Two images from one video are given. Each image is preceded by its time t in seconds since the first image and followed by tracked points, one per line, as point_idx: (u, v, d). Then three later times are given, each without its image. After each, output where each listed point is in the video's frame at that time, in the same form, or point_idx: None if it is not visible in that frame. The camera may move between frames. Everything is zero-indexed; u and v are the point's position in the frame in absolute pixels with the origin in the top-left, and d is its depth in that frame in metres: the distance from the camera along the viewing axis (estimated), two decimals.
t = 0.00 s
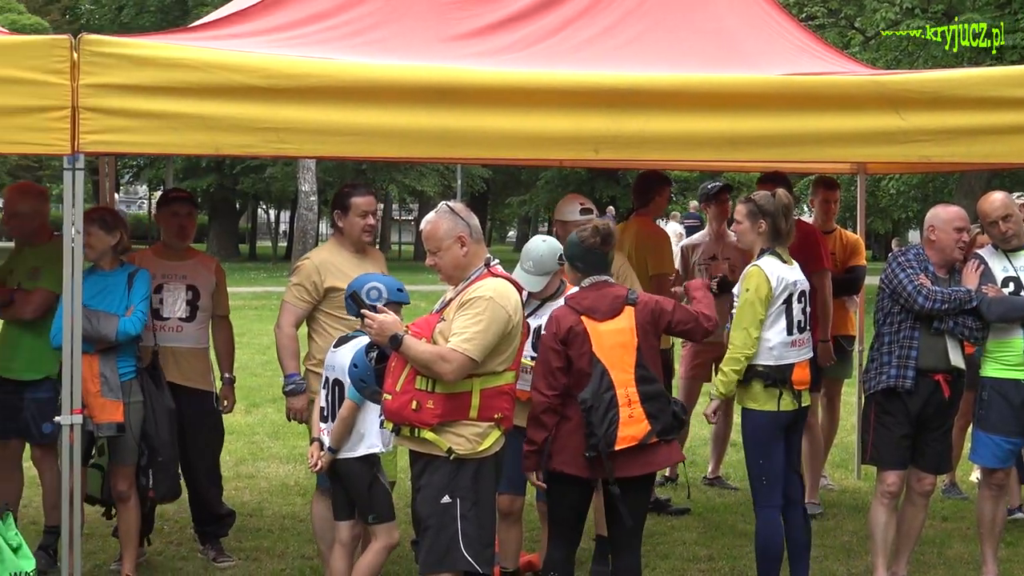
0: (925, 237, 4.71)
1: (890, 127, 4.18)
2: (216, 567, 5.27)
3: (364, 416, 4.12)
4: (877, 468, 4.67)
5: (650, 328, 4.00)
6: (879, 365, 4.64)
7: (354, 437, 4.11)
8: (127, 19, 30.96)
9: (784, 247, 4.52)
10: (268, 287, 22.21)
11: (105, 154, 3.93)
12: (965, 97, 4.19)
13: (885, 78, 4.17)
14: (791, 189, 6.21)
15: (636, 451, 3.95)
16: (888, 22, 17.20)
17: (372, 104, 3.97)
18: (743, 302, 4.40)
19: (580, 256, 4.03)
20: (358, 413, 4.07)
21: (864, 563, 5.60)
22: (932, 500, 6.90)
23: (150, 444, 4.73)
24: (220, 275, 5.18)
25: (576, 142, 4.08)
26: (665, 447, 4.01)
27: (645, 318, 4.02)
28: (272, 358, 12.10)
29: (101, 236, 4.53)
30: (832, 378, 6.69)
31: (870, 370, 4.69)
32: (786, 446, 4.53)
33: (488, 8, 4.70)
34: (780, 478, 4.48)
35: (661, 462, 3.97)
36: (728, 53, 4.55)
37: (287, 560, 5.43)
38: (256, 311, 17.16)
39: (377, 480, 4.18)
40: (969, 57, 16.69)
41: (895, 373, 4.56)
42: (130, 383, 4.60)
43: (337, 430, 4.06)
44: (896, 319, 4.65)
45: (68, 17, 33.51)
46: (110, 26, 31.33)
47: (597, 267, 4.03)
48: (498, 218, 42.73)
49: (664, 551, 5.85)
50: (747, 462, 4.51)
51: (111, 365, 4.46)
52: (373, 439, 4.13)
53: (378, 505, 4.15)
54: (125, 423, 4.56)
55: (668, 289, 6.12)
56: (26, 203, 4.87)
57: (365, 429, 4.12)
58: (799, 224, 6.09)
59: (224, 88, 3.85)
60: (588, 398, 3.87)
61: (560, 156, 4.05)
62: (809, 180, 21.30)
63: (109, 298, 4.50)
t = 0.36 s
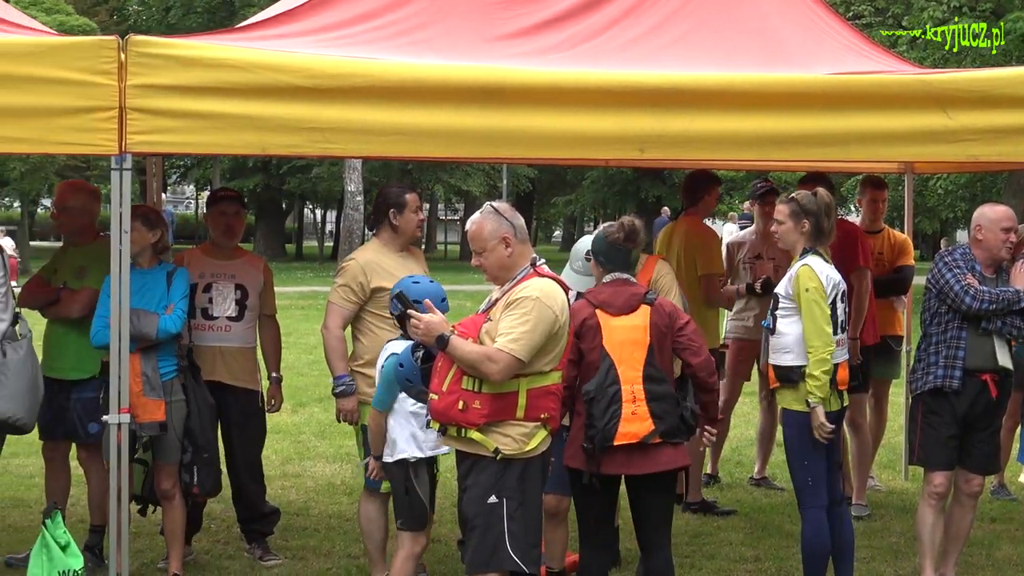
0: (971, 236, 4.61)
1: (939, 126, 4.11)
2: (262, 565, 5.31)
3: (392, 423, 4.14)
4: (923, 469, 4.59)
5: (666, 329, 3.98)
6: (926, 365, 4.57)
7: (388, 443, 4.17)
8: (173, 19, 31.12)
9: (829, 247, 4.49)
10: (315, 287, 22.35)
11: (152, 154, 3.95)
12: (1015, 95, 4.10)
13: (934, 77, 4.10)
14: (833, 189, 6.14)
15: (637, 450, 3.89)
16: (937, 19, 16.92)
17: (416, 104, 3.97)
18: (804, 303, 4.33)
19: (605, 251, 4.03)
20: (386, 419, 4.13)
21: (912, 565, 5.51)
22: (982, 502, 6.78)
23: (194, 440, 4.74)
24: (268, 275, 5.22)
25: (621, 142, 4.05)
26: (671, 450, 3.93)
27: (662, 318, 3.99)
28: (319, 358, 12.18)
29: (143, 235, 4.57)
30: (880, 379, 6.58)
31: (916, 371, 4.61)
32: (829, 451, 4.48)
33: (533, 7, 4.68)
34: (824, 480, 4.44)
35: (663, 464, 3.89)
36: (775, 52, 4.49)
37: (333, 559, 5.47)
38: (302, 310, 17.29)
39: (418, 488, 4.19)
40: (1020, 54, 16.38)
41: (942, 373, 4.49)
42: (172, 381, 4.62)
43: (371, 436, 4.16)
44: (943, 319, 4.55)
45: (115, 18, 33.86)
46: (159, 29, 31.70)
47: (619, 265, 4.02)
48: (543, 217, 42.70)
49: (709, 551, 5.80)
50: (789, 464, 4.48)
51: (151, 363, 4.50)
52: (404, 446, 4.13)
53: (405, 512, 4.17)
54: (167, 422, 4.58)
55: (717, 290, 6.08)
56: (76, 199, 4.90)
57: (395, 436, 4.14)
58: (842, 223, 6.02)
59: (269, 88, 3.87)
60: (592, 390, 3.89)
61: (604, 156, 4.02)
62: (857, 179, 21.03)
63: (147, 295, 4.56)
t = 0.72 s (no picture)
0: None
1: (1001, 126, 4.03)
2: (319, 565, 5.34)
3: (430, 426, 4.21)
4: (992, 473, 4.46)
5: (692, 331, 4.08)
6: (989, 368, 4.45)
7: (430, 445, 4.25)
8: (231, 19, 31.36)
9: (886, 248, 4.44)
10: (372, 287, 22.46)
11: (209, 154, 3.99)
12: None
13: (995, 75, 4.03)
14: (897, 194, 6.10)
15: (654, 449, 3.93)
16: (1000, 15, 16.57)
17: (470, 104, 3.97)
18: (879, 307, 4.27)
19: (641, 250, 4.16)
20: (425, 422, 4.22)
21: (973, 567, 5.39)
22: None
23: (251, 439, 4.80)
24: (326, 275, 5.25)
25: (678, 141, 4.02)
26: (690, 450, 3.95)
27: (688, 319, 4.08)
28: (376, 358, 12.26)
29: (198, 237, 4.63)
30: (939, 379, 6.45)
31: (978, 373, 4.50)
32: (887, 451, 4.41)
33: (590, 7, 4.66)
34: (882, 482, 4.36)
35: (678, 464, 3.92)
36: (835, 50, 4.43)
37: (390, 558, 5.50)
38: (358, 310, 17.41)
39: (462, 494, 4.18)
40: None
41: (1009, 376, 4.37)
42: (227, 382, 4.68)
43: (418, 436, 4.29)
44: (1005, 322, 4.45)
45: (173, 18, 34.22)
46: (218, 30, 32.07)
47: (655, 265, 4.14)
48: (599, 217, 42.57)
49: (767, 553, 5.72)
50: (847, 465, 4.40)
51: (207, 364, 4.55)
52: (435, 450, 4.18)
53: (450, 514, 4.19)
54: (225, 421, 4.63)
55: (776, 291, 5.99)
56: (133, 198, 4.98)
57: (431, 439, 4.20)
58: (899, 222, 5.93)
59: (327, 89, 3.88)
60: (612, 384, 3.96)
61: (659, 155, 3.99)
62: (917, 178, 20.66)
63: (203, 294, 4.63)
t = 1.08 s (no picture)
0: None
1: None
2: (384, 565, 5.37)
3: (509, 425, 4.14)
4: None
5: (754, 326, 3.98)
6: None
7: (505, 447, 4.17)
8: (296, 22, 31.68)
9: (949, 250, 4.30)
10: (436, 288, 22.56)
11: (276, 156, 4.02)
12: None
13: None
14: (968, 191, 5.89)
15: (720, 447, 3.92)
16: None
17: (534, 104, 3.96)
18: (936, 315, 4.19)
19: (697, 251, 4.12)
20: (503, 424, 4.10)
21: None
22: None
23: (315, 440, 4.84)
24: (391, 275, 5.29)
25: (744, 142, 3.98)
26: (758, 447, 3.92)
27: (749, 315, 4.00)
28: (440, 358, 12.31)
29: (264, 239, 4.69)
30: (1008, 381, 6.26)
31: None
32: (954, 455, 4.34)
33: (656, 7, 4.62)
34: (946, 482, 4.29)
35: (745, 461, 3.90)
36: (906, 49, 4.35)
37: (454, 559, 5.52)
38: (423, 311, 17.51)
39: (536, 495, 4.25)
40: None
41: None
42: (293, 382, 4.74)
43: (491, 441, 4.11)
44: None
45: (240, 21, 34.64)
46: (284, 32, 32.41)
47: (712, 265, 4.09)
48: (663, 218, 42.31)
49: (834, 556, 5.62)
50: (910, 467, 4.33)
51: (273, 364, 4.60)
52: (522, 448, 4.15)
53: (517, 514, 4.26)
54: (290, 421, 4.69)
55: (841, 292, 5.89)
56: (188, 200, 5.05)
57: (512, 438, 4.15)
58: (972, 222, 5.76)
59: (391, 90, 3.90)
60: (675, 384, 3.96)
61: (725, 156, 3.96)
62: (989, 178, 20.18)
63: (269, 295, 4.69)
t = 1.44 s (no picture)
0: None
1: None
2: (438, 565, 5.38)
3: (576, 422, 4.14)
4: None
5: (846, 330, 3.92)
6: None
7: (571, 444, 4.15)
8: (352, 24, 31.93)
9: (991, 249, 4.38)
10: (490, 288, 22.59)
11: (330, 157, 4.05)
12: None
13: None
14: None
15: (812, 449, 3.87)
16: None
17: (588, 104, 3.96)
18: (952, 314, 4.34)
19: (786, 253, 4.05)
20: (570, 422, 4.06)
21: None
22: None
23: (371, 439, 4.83)
24: (447, 277, 5.30)
25: (798, 142, 3.97)
26: (849, 451, 3.87)
27: (841, 319, 3.94)
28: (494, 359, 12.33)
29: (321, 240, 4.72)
30: None
31: None
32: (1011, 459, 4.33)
33: (712, 6, 4.57)
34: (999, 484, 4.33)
35: (837, 465, 3.84)
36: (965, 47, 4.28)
37: (509, 559, 5.52)
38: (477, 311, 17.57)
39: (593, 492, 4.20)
40: None
41: None
42: (348, 382, 4.77)
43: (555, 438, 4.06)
44: None
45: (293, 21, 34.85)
46: (339, 33, 32.65)
47: (801, 266, 4.03)
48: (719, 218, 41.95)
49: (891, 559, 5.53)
50: (963, 468, 4.42)
51: (328, 365, 4.64)
52: (590, 444, 4.14)
53: (578, 513, 4.20)
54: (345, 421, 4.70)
55: (903, 293, 5.77)
56: (219, 200, 5.11)
57: (581, 435, 4.14)
58: None
59: (445, 91, 3.91)
60: (767, 387, 3.90)
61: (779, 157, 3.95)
62: None
63: (323, 296, 4.72)
